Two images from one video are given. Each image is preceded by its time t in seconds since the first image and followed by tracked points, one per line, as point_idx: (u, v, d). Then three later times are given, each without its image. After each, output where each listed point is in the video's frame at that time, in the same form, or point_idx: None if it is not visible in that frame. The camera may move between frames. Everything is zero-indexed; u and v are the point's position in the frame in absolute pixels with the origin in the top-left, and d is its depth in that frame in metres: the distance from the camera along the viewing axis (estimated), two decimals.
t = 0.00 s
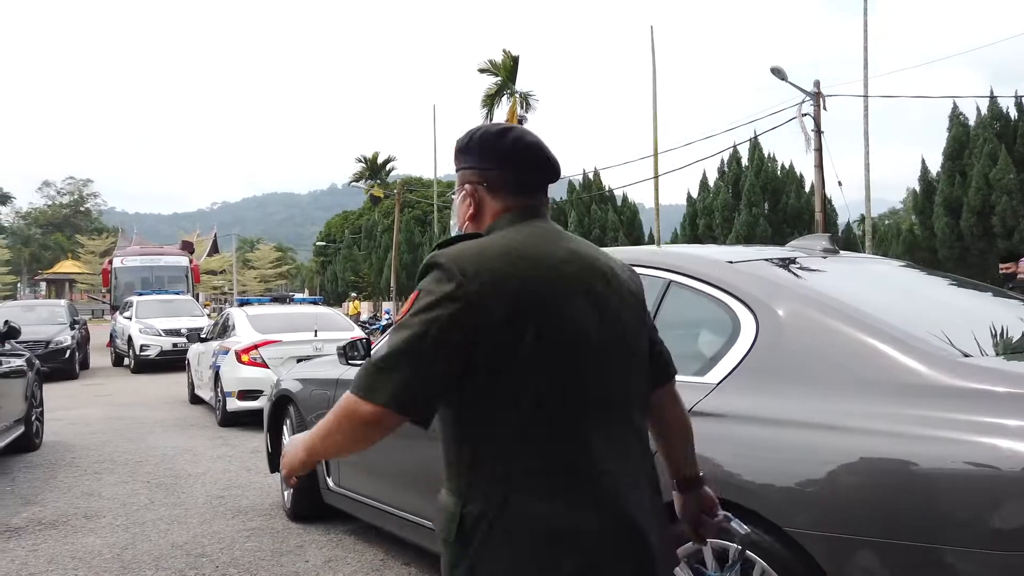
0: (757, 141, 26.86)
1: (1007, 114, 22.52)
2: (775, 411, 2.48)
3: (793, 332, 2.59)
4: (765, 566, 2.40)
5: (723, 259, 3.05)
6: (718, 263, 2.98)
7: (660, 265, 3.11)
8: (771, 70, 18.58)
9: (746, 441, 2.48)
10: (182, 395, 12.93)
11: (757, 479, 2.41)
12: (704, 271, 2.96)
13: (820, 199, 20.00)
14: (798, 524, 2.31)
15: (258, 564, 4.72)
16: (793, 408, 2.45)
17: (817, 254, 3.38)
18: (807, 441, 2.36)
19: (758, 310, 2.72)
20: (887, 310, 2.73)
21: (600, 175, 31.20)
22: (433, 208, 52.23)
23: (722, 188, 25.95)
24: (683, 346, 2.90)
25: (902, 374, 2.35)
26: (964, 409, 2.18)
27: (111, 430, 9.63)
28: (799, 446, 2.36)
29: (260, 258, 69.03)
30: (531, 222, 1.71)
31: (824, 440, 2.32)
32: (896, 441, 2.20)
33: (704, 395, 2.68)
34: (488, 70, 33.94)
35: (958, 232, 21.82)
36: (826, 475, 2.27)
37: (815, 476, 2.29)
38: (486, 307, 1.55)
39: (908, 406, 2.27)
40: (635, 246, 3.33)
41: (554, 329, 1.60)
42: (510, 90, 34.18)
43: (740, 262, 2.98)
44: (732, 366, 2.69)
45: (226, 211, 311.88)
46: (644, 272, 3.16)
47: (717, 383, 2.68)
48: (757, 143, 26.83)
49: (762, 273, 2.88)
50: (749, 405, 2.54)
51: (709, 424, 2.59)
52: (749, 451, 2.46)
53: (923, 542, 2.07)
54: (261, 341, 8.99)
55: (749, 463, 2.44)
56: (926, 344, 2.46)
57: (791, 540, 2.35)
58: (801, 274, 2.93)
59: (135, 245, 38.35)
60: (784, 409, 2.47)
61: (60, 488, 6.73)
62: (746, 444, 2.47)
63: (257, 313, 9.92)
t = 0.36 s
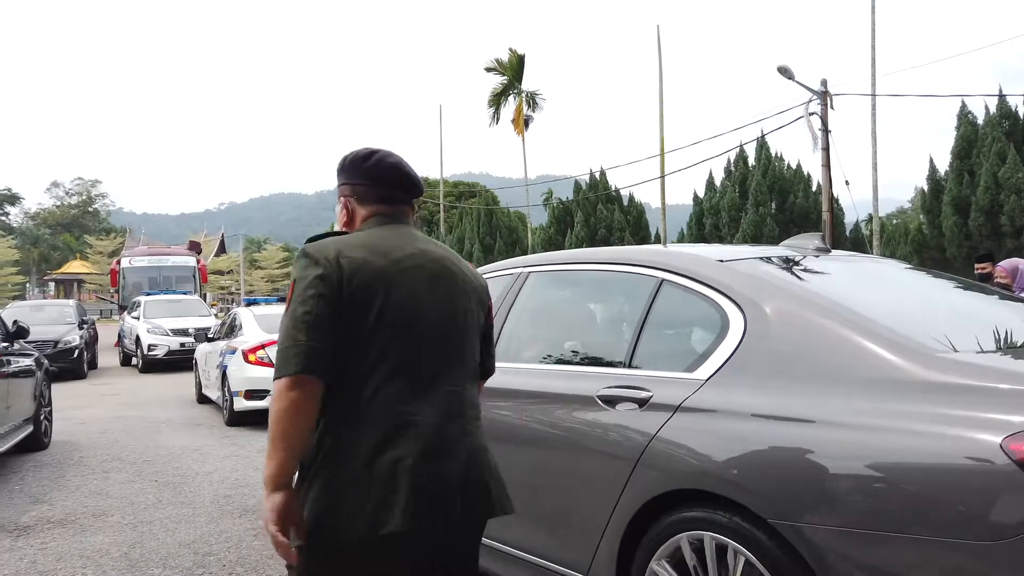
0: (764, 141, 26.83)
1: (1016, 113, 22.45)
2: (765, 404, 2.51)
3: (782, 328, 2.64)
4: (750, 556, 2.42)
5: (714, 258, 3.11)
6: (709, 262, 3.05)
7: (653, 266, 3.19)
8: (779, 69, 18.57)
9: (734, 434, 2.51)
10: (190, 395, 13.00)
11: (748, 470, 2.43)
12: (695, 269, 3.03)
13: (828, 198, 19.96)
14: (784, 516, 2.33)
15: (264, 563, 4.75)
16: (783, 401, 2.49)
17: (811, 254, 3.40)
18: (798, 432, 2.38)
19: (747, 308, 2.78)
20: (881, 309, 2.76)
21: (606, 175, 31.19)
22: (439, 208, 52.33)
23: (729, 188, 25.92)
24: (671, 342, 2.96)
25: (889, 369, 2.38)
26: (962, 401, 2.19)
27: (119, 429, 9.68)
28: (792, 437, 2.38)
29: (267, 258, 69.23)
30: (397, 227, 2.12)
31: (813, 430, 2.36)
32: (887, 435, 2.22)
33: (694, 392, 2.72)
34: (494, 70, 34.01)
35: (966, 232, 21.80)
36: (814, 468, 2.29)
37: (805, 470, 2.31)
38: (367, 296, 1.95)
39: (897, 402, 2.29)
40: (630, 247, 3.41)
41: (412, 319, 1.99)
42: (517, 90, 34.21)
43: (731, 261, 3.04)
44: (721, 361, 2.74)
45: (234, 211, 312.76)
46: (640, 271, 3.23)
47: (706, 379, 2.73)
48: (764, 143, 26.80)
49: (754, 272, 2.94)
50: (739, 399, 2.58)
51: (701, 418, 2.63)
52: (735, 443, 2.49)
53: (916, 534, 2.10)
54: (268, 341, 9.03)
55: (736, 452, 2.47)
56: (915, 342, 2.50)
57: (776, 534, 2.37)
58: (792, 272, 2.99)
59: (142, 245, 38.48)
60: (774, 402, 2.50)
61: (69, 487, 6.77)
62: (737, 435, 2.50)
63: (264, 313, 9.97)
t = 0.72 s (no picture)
0: (771, 141, 26.79)
1: None
2: (741, 399, 2.57)
3: (757, 325, 2.71)
4: (728, 545, 2.48)
5: (698, 258, 3.18)
6: (692, 262, 3.12)
7: (640, 266, 3.27)
8: (785, 69, 18.55)
9: (713, 426, 2.57)
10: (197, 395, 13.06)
11: (726, 461, 2.48)
12: (679, 270, 3.10)
13: (834, 198, 19.92)
14: (763, 507, 2.38)
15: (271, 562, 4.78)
16: (759, 396, 2.54)
17: (797, 253, 3.44)
18: (772, 428, 2.44)
19: (727, 306, 2.84)
20: (865, 308, 2.80)
21: (612, 175, 31.20)
22: (446, 208, 52.37)
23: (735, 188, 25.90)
24: (655, 339, 3.02)
25: (865, 365, 2.43)
26: (940, 397, 2.22)
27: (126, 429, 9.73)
28: (768, 432, 2.44)
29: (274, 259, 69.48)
30: (268, 237, 2.44)
31: (787, 425, 2.42)
32: (862, 431, 2.28)
33: (676, 387, 2.77)
34: (500, 70, 34.08)
35: (974, 232, 21.74)
36: (791, 462, 2.35)
37: (783, 464, 2.36)
38: (242, 307, 2.26)
39: (874, 397, 2.33)
40: (620, 248, 3.48)
41: (282, 325, 2.31)
42: (522, 90, 34.25)
43: (714, 261, 3.11)
44: (703, 357, 2.80)
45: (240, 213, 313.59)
46: (629, 271, 3.30)
47: (688, 374, 2.78)
48: (770, 143, 26.76)
49: (738, 272, 3.00)
50: (717, 393, 2.64)
51: (682, 411, 2.68)
52: (712, 433, 2.55)
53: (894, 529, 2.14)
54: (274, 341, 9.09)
55: (715, 443, 2.53)
56: (896, 340, 2.54)
57: (753, 524, 2.43)
58: (775, 271, 3.04)
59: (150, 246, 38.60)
60: (750, 397, 2.56)
61: (77, 487, 6.83)
62: (714, 428, 2.56)
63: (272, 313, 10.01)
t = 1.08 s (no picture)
0: (777, 140, 26.76)
1: None
2: (712, 393, 2.65)
3: (729, 324, 2.77)
4: (700, 532, 2.55)
5: (679, 257, 3.24)
6: (674, 262, 3.17)
7: (625, 266, 3.33)
8: (792, 68, 18.54)
9: (686, 420, 2.64)
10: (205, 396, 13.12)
11: (698, 454, 2.56)
12: (661, 269, 3.16)
13: (842, 198, 19.89)
14: (734, 497, 2.45)
15: (279, 561, 4.81)
16: (730, 391, 2.61)
17: (778, 253, 3.48)
18: (740, 421, 2.51)
19: (703, 303, 2.90)
20: (846, 309, 2.83)
21: (618, 175, 31.19)
22: (452, 209, 52.40)
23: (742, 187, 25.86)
24: (636, 337, 3.08)
25: (834, 360, 2.47)
26: (902, 390, 2.27)
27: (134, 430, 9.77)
28: (737, 426, 2.51)
29: (280, 259, 69.64)
30: (220, 250, 2.69)
31: (755, 420, 2.48)
32: (830, 423, 2.33)
33: (652, 382, 2.85)
34: (507, 70, 34.10)
35: (983, 231, 21.66)
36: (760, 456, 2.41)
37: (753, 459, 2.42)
38: (185, 309, 2.54)
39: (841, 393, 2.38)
40: (609, 247, 3.53)
41: (221, 329, 2.57)
42: (529, 90, 34.27)
43: (695, 261, 3.17)
44: (679, 353, 2.87)
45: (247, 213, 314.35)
46: (613, 271, 3.36)
47: (664, 370, 2.86)
48: (777, 142, 26.73)
49: (718, 271, 3.05)
50: (690, 389, 2.71)
51: (656, 405, 2.76)
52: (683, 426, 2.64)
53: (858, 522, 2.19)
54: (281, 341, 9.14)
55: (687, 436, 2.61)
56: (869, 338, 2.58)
57: (723, 512, 2.50)
58: (756, 271, 3.09)
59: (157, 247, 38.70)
60: (721, 392, 2.63)
61: (85, 486, 6.87)
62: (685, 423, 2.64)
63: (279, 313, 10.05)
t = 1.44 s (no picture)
0: (784, 140, 26.71)
1: None
2: (675, 387, 2.72)
3: (694, 322, 2.84)
4: (665, 518, 2.63)
5: (653, 258, 3.31)
6: (646, 262, 3.24)
7: (600, 266, 3.40)
8: (799, 68, 18.49)
9: (650, 412, 2.72)
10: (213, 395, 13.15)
11: (689, 447, 2.56)
12: (633, 270, 3.23)
13: (849, 197, 19.82)
14: (697, 485, 2.52)
15: (286, 561, 4.82)
16: (693, 385, 2.68)
17: (750, 254, 3.55)
18: (699, 413, 2.59)
19: (670, 301, 2.97)
20: (826, 313, 2.82)
21: (625, 175, 31.18)
22: (458, 209, 52.41)
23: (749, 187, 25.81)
24: (609, 335, 3.15)
25: (790, 357, 2.52)
26: (849, 382, 2.32)
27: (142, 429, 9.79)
28: (697, 419, 2.58)
29: (287, 259, 69.85)
30: (164, 251, 3.06)
31: (713, 414, 2.55)
32: (782, 417, 2.39)
33: (623, 376, 2.93)
34: (513, 70, 34.12)
35: (992, 231, 21.57)
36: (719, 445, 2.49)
37: (715, 450, 2.50)
38: (138, 306, 2.91)
39: (796, 388, 2.42)
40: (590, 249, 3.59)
41: (170, 321, 2.94)
42: (535, 91, 34.28)
43: (668, 261, 3.23)
44: (649, 350, 2.93)
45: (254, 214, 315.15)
46: (590, 271, 3.43)
47: (635, 365, 2.92)
48: (784, 142, 26.68)
49: (690, 272, 3.11)
50: (656, 383, 2.79)
51: (623, 399, 2.85)
52: (644, 417, 2.73)
53: (813, 513, 2.26)
54: (289, 341, 9.15)
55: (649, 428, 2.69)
56: (832, 337, 2.58)
57: (684, 499, 2.58)
58: (738, 275, 3.12)
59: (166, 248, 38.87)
60: (686, 387, 2.69)
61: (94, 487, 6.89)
62: (647, 416, 2.72)
63: (286, 314, 10.08)
